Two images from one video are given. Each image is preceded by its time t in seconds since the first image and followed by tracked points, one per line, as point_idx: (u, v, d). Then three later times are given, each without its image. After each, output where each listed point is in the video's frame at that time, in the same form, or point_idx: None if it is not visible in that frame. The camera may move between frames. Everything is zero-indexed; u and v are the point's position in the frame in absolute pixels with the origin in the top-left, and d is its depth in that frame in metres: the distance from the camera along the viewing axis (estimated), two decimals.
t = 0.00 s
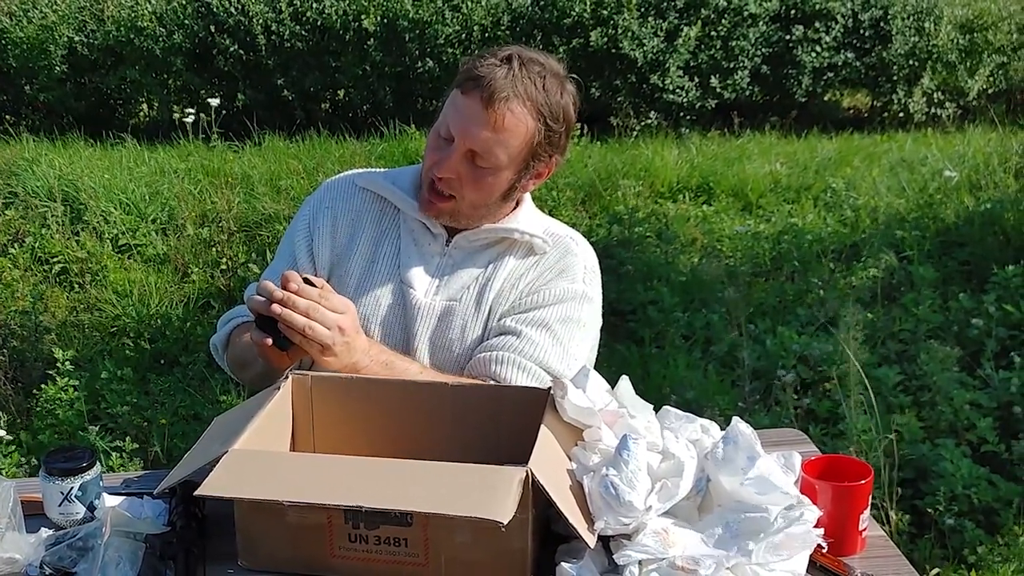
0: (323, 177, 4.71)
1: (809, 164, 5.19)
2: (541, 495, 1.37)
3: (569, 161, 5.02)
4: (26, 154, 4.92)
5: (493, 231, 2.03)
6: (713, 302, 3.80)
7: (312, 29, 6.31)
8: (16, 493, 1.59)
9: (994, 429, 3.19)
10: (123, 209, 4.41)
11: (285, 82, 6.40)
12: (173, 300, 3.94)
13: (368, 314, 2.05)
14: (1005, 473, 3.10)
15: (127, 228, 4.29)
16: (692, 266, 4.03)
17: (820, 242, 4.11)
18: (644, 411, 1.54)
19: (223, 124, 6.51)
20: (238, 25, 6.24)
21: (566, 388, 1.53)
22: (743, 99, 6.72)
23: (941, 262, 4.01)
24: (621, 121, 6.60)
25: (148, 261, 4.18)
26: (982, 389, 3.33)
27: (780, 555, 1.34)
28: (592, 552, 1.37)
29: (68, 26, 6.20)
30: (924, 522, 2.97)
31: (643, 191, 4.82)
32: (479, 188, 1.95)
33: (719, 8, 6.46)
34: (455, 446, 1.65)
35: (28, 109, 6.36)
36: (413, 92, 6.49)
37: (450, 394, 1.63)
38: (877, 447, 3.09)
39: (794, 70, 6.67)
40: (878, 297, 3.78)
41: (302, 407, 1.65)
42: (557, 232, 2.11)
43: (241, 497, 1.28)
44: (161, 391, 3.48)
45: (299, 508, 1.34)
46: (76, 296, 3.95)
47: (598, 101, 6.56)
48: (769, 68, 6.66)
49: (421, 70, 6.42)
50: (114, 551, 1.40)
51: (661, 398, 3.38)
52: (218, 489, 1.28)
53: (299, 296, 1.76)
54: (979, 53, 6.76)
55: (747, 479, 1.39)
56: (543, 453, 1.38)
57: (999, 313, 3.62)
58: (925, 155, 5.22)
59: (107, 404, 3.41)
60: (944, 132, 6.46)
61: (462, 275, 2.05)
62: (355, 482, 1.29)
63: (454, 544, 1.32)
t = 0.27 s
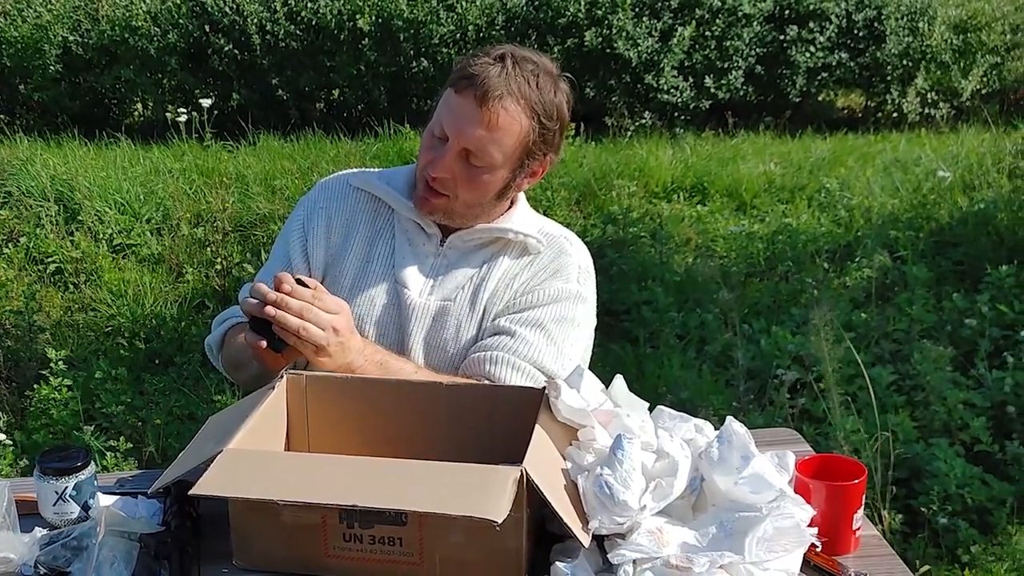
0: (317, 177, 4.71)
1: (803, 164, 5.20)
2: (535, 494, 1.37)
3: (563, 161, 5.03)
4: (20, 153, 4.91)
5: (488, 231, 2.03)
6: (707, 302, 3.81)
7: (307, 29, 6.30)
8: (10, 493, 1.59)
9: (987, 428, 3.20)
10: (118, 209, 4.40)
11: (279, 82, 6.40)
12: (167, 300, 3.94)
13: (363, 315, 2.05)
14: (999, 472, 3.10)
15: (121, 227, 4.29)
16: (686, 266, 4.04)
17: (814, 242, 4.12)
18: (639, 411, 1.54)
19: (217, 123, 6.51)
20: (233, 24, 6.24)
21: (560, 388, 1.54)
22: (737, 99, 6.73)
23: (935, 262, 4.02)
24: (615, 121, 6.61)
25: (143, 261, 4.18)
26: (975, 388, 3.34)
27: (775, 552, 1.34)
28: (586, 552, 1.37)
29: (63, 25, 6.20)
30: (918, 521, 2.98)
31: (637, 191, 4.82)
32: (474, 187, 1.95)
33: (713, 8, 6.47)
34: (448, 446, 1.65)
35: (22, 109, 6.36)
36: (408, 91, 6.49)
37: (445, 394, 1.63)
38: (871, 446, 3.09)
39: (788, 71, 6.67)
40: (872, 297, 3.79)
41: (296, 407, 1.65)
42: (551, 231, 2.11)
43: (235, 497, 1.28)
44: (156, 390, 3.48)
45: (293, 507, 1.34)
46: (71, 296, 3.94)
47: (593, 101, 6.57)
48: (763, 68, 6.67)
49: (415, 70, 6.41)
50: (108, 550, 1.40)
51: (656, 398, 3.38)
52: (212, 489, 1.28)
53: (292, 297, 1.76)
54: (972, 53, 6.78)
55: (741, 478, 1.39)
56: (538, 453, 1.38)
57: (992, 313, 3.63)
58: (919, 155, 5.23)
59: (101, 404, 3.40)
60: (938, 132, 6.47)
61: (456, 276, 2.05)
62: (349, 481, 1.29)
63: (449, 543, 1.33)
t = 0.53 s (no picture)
0: (313, 177, 4.71)
1: (799, 164, 5.21)
2: (531, 494, 1.37)
3: (559, 161, 5.03)
4: (16, 153, 4.91)
5: (482, 231, 2.03)
6: (703, 302, 3.82)
7: (303, 29, 6.30)
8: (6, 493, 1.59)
9: (982, 427, 3.21)
10: (113, 208, 4.40)
11: (275, 82, 6.40)
12: (163, 300, 3.94)
13: (358, 315, 2.06)
14: (994, 471, 3.11)
15: (117, 227, 4.29)
16: (682, 266, 4.04)
17: (809, 242, 4.13)
18: (634, 411, 1.54)
19: (213, 123, 6.50)
20: (229, 24, 6.23)
21: (556, 388, 1.54)
22: (732, 99, 6.74)
23: (930, 262, 4.03)
24: (611, 120, 6.61)
25: (139, 261, 4.18)
26: (970, 387, 3.35)
27: (770, 551, 1.36)
28: (582, 551, 1.37)
29: (58, 25, 6.19)
30: (914, 520, 2.99)
31: (633, 191, 4.83)
32: (470, 188, 1.96)
33: (709, 8, 6.49)
34: (444, 446, 1.66)
35: (17, 108, 6.34)
36: (404, 91, 6.49)
37: (440, 392, 1.63)
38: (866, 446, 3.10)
39: (783, 71, 6.69)
40: (867, 297, 3.80)
41: (292, 407, 1.65)
42: (546, 231, 2.11)
43: (230, 496, 1.28)
44: (152, 390, 3.48)
45: (289, 507, 1.34)
46: (67, 296, 3.94)
47: (589, 101, 6.57)
48: (758, 68, 6.68)
49: (411, 70, 6.41)
50: (104, 550, 1.40)
51: (652, 398, 3.38)
52: (209, 489, 1.28)
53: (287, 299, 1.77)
54: (967, 53, 6.79)
55: (736, 478, 1.39)
56: (533, 452, 1.39)
57: (988, 313, 3.64)
58: (914, 155, 5.24)
59: (97, 404, 3.40)
60: (933, 132, 6.48)
61: (451, 276, 2.05)
62: (345, 481, 1.29)
63: (445, 543, 1.33)
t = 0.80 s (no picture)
0: (313, 176, 4.71)
1: (798, 162, 5.21)
2: (531, 493, 1.37)
3: (558, 159, 5.03)
4: (15, 152, 4.90)
5: (482, 229, 2.03)
6: (703, 301, 3.82)
7: (302, 27, 6.29)
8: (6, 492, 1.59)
9: (982, 426, 3.21)
10: (113, 208, 4.40)
11: (275, 81, 6.39)
12: (163, 299, 3.94)
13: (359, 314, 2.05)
14: (994, 469, 3.11)
15: (116, 227, 4.28)
16: (681, 265, 4.04)
17: (809, 241, 4.13)
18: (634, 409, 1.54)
19: (213, 122, 6.50)
20: (228, 23, 6.23)
21: (556, 386, 1.54)
22: (732, 98, 6.74)
23: (930, 260, 4.03)
24: (611, 119, 6.61)
25: (139, 260, 4.17)
26: (970, 386, 3.35)
27: (770, 549, 1.36)
28: (582, 550, 1.38)
29: (58, 24, 6.19)
30: (913, 519, 2.99)
31: (633, 190, 4.83)
32: (468, 182, 1.96)
33: (708, 7, 6.49)
34: (445, 444, 1.66)
35: (17, 108, 6.34)
36: (404, 91, 6.49)
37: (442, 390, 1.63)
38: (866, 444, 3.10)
39: (783, 69, 6.69)
40: (867, 296, 3.80)
41: (292, 406, 1.65)
42: (545, 228, 2.11)
43: (230, 496, 1.28)
44: (151, 389, 3.48)
45: (289, 506, 1.34)
46: (66, 295, 3.93)
47: (588, 100, 6.57)
48: (758, 66, 6.68)
49: (410, 69, 6.41)
50: (105, 549, 1.40)
51: (651, 397, 3.39)
52: (209, 488, 1.28)
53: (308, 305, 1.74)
54: (967, 51, 6.78)
55: (736, 476, 1.39)
56: (533, 451, 1.39)
57: (987, 311, 3.64)
58: (914, 153, 5.24)
59: (96, 403, 3.40)
60: (933, 131, 6.48)
61: (451, 274, 2.05)
62: (345, 481, 1.29)
63: (445, 542, 1.33)
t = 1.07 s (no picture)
0: (316, 175, 4.71)
1: (802, 161, 5.20)
2: (535, 492, 1.37)
3: (561, 158, 5.03)
4: (19, 151, 4.91)
5: (465, 206, 2.04)
6: (706, 299, 3.81)
7: (305, 26, 6.28)
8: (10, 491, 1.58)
9: (986, 425, 3.20)
10: (116, 207, 4.40)
11: (277, 79, 6.39)
12: (165, 298, 3.94)
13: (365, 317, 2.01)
14: (998, 468, 3.11)
15: (119, 226, 4.29)
16: (685, 263, 4.04)
17: (812, 240, 4.12)
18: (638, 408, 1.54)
19: (216, 121, 6.50)
20: (230, 22, 6.23)
21: (560, 384, 1.55)
22: (735, 97, 6.73)
23: (933, 259, 4.02)
24: (614, 118, 6.60)
25: (142, 259, 4.18)
26: (974, 385, 3.34)
27: (774, 549, 1.34)
28: (585, 549, 1.37)
29: (60, 24, 6.20)
30: (917, 518, 2.98)
31: (636, 188, 4.83)
32: (451, 161, 1.95)
33: (711, 6, 6.46)
34: (448, 444, 1.66)
35: (21, 108, 6.36)
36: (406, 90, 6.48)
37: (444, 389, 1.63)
38: (869, 443, 3.10)
39: (786, 68, 6.67)
40: (870, 295, 3.79)
41: (295, 406, 1.65)
42: (521, 194, 2.13)
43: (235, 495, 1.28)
44: (154, 388, 3.48)
45: (293, 506, 1.35)
46: (69, 295, 3.94)
47: (591, 99, 6.57)
48: (761, 65, 6.67)
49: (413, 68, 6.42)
50: (108, 549, 1.40)
51: (654, 395, 3.38)
52: (212, 488, 1.28)
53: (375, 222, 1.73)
54: (971, 50, 6.76)
55: (740, 475, 1.38)
56: (538, 450, 1.39)
57: (991, 310, 3.63)
58: (917, 152, 5.23)
59: (99, 403, 3.40)
60: (936, 129, 6.46)
61: (444, 259, 2.06)
62: (350, 480, 1.29)
63: (448, 542, 1.33)
